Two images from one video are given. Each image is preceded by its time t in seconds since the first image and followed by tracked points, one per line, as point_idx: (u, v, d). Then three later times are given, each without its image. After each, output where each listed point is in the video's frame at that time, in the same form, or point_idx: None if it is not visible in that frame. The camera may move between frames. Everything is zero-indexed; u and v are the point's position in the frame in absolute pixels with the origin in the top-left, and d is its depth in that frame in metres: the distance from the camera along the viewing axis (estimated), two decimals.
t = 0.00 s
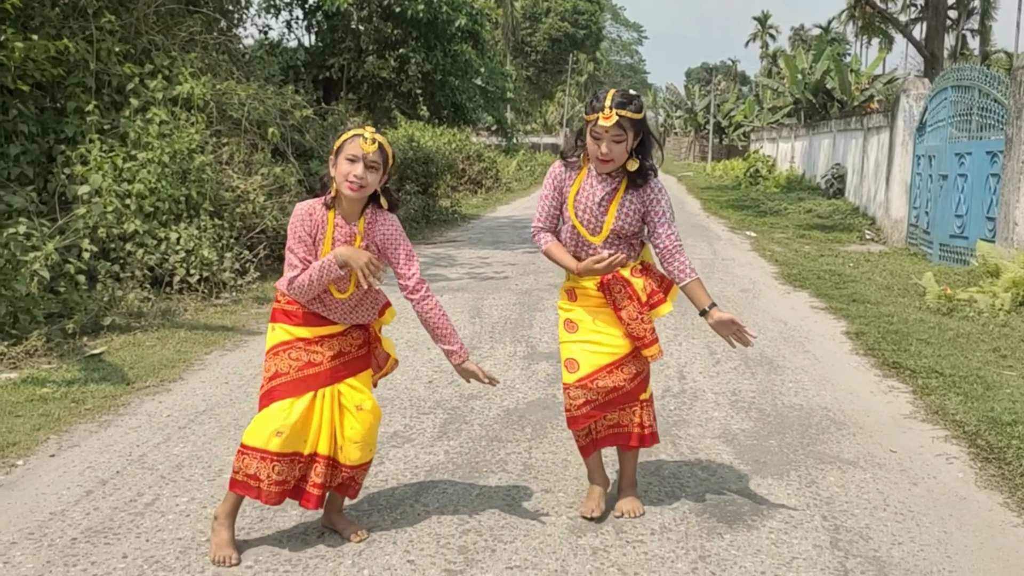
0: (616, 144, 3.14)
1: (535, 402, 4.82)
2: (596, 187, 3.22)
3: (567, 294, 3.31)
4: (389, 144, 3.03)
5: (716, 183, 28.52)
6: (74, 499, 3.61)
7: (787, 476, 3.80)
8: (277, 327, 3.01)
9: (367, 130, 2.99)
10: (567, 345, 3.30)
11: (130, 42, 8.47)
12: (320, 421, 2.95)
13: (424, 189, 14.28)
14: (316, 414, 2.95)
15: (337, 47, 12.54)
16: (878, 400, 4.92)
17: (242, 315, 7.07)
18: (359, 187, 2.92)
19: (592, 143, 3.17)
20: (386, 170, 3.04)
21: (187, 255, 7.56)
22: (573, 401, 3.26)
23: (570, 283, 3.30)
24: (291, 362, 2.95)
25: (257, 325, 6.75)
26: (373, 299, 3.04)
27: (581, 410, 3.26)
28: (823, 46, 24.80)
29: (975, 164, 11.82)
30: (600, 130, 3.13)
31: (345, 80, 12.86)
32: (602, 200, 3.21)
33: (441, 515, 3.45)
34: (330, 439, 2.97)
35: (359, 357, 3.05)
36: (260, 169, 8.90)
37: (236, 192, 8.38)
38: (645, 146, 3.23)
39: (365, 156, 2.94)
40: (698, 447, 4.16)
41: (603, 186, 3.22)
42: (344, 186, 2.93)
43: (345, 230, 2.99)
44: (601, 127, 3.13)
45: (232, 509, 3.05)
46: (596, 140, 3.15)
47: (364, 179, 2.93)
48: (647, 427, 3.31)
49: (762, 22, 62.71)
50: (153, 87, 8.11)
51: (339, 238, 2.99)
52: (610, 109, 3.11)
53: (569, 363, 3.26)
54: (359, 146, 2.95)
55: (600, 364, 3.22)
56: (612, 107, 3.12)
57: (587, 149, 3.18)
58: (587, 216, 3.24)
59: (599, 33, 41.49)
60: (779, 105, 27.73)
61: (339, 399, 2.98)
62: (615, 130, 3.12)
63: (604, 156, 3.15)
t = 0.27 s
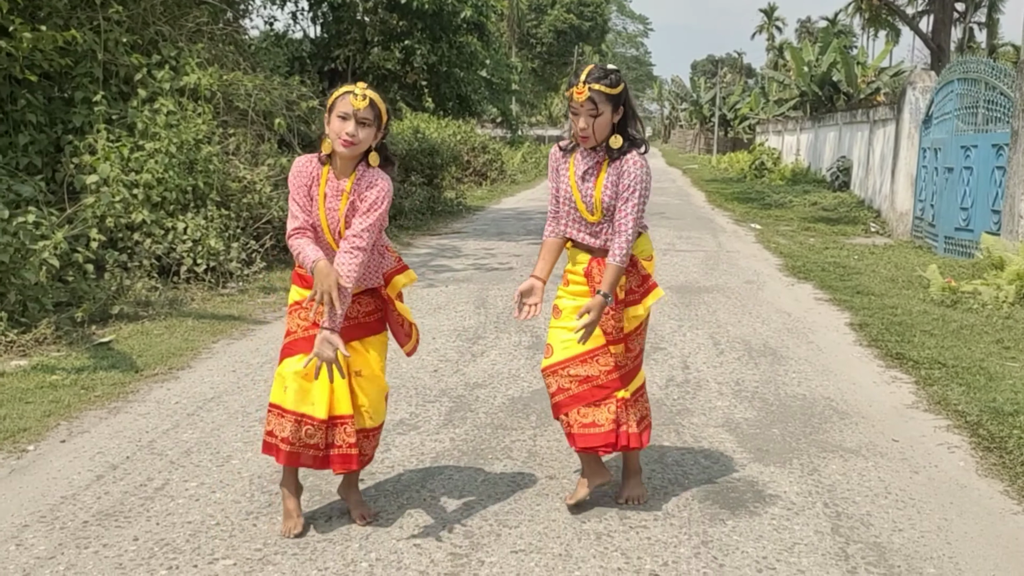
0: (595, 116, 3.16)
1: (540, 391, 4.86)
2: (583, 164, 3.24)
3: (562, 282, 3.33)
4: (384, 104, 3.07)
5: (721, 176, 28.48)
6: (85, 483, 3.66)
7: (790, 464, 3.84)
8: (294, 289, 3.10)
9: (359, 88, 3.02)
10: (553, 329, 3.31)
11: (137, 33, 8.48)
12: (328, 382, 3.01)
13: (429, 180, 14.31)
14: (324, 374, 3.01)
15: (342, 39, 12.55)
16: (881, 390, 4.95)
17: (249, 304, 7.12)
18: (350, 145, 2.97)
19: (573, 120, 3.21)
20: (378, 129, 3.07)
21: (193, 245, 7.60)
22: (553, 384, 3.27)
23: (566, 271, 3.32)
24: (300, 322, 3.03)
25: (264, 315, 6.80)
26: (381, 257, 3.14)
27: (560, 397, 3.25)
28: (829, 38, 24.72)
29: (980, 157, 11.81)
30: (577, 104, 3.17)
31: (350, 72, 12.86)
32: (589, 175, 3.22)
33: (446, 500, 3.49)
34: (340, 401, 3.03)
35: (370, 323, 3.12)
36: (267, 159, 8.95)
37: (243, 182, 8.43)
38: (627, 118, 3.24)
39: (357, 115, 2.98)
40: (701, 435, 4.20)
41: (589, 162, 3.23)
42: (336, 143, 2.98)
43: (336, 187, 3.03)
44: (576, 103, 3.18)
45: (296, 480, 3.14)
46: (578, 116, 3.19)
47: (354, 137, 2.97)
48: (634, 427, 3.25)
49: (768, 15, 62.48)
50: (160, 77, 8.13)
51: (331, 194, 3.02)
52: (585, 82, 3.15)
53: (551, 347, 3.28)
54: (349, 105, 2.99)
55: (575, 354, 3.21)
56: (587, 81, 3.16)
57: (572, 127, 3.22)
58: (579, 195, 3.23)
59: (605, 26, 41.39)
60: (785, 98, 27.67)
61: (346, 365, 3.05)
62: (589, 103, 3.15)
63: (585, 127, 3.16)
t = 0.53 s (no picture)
0: (561, 126, 3.20)
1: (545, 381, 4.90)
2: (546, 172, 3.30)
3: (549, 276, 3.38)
4: (385, 100, 3.05)
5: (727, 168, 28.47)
6: (97, 469, 3.71)
7: (794, 453, 3.87)
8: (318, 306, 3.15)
9: (361, 89, 3.04)
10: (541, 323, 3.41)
11: (145, 24, 8.50)
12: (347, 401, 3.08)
13: (436, 172, 14.33)
14: (345, 393, 3.08)
15: (348, 31, 12.56)
16: (886, 381, 4.98)
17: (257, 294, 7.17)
18: (357, 147, 3.01)
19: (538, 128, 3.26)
20: (384, 126, 3.10)
21: (202, 235, 7.64)
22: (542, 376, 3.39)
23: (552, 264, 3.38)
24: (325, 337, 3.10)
25: (271, 305, 6.85)
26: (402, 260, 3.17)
27: (547, 389, 3.38)
28: (837, 30, 24.64)
29: (987, 150, 11.80)
30: (544, 114, 3.22)
31: (357, 63, 12.89)
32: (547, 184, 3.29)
33: (454, 487, 3.53)
34: (364, 416, 3.11)
35: (395, 335, 3.16)
36: (274, 150, 8.99)
37: (250, 173, 8.48)
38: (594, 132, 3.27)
39: (359, 117, 3.00)
40: (706, 425, 4.23)
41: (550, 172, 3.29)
42: (345, 146, 3.02)
43: (351, 186, 3.08)
44: (548, 107, 3.21)
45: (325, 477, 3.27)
46: (543, 124, 3.23)
47: (361, 139, 3.01)
48: (607, 426, 3.30)
49: (776, 7, 62.26)
50: (168, 68, 8.16)
51: (347, 194, 3.07)
52: (555, 91, 3.18)
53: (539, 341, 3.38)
54: (351, 108, 3.01)
55: (557, 350, 3.31)
56: (560, 90, 3.18)
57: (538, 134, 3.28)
58: (538, 201, 3.33)
59: (612, 18, 41.29)
60: (791, 90, 27.61)
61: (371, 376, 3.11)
62: (560, 110, 3.19)
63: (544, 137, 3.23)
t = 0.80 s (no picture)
0: (563, 100, 3.21)
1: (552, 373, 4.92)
2: (550, 147, 3.31)
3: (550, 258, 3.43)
4: (401, 91, 3.01)
5: (734, 161, 28.42)
6: (108, 459, 3.73)
7: (801, 445, 3.88)
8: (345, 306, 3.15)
9: (379, 80, 3.02)
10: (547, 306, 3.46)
11: (153, 16, 8.49)
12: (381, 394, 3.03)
13: (442, 165, 14.33)
14: (379, 387, 3.03)
15: (354, 23, 12.56)
16: (893, 374, 4.98)
17: (265, 286, 7.20)
18: (373, 139, 3.01)
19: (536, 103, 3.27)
20: (401, 116, 3.08)
21: (209, 228, 7.65)
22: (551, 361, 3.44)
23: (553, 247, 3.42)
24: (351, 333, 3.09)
25: (279, 297, 6.87)
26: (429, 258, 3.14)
27: (558, 374, 3.43)
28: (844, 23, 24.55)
29: (994, 143, 11.77)
30: (542, 87, 3.23)
31: (363, 56, 12.90)
32: (552, 158, 3.30)
33: (462, 478, 3.56)
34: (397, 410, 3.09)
35: (417, 334, 3.16)
36: (281, 143, 9.01)
37: (258, 165, 8.49)
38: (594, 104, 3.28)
39: (376, 109, 3.00)
40: (713, 417, 4.25)
41: (554, 146, 3.31)
42: (362, 136, 3.03)
43: (371, 171, 3.09)
44: (547, 82, 3.21)
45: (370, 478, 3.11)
46: (542, 97, 3.23)
47: (376, 131, 3.01)
48: (618, 402, 3.37)
49: None
50: (176, 60, 8.17)
51: (367, 179, 3.09)
52: (552, 65, 3.18)
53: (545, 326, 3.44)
54: (367, 100, 2.99)
55: (567, 332, 3.37)
56: (557, 64, 3.18)
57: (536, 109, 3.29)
58: (542, 178, 3.35)
59: (618, 11, 41.18)
60: (799, 83, 27.52)
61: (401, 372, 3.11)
62: (560, 86, 3.20)
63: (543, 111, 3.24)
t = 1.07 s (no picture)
0: (584, 118, 3.26)
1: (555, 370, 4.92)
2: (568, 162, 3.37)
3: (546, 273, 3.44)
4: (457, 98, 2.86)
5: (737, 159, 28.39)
6: (112, 454, 3.74)
7: (805, 443, 3.88)
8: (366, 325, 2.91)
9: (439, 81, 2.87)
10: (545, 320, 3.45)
11: (157, 14, 8.43)
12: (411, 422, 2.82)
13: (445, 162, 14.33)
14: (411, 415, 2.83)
15: (358, 20, 12.57)
16: (896, 372, 4.98)
17: (268, 283, 7.20)
18: (428, 141, 2.82)
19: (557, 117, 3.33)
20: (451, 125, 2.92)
21: (213, 225, 7.66)
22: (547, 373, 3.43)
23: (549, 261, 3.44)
24: (370, 355, 2.87)
25: (282, 294, 6.88)
26: (450, 264, 2.90)
27: (554, 384, 3.43)
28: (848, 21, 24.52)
29: (998, 141, 11.75)
30: (565, 104, 3.29)
31: (366, 53, 12.92)
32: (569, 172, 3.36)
33: (465, 474, 3.56)
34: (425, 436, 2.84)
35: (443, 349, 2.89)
36: (285, 140, 9.02)
37: (261, 162, 8.50)
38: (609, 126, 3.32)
39: (437, 109, 2.83)
40: (716, 414, 4.25)
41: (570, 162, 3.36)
42: (412, 136, 2.82)
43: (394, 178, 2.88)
44: (569, 99, 3.27)
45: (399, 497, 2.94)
46: (565, 113, 3.29)
47: (432, 133, 2.82)
48: (619, 410, 3.44)
49: None
50: (179, 57, 8.18)
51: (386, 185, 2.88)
52: (577, 84, 3.24)
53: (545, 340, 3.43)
54: (429, 98, 2.82)
55: (565, 342, 3.38)
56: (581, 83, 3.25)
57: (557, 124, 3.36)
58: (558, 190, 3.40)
59: (621, 8, 41.16)
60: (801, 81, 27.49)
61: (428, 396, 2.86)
62: (581, 103, 3.25)
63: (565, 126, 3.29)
